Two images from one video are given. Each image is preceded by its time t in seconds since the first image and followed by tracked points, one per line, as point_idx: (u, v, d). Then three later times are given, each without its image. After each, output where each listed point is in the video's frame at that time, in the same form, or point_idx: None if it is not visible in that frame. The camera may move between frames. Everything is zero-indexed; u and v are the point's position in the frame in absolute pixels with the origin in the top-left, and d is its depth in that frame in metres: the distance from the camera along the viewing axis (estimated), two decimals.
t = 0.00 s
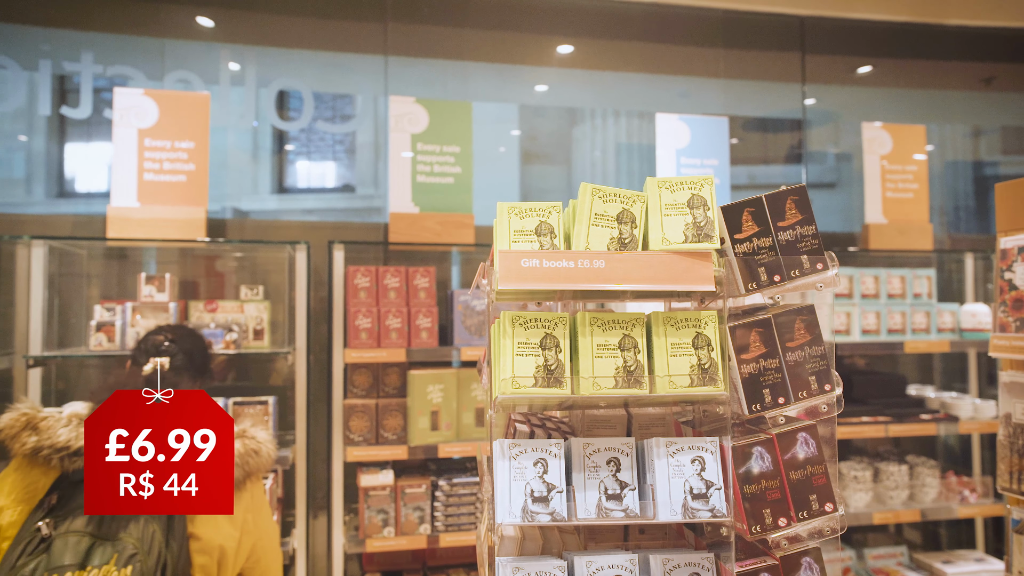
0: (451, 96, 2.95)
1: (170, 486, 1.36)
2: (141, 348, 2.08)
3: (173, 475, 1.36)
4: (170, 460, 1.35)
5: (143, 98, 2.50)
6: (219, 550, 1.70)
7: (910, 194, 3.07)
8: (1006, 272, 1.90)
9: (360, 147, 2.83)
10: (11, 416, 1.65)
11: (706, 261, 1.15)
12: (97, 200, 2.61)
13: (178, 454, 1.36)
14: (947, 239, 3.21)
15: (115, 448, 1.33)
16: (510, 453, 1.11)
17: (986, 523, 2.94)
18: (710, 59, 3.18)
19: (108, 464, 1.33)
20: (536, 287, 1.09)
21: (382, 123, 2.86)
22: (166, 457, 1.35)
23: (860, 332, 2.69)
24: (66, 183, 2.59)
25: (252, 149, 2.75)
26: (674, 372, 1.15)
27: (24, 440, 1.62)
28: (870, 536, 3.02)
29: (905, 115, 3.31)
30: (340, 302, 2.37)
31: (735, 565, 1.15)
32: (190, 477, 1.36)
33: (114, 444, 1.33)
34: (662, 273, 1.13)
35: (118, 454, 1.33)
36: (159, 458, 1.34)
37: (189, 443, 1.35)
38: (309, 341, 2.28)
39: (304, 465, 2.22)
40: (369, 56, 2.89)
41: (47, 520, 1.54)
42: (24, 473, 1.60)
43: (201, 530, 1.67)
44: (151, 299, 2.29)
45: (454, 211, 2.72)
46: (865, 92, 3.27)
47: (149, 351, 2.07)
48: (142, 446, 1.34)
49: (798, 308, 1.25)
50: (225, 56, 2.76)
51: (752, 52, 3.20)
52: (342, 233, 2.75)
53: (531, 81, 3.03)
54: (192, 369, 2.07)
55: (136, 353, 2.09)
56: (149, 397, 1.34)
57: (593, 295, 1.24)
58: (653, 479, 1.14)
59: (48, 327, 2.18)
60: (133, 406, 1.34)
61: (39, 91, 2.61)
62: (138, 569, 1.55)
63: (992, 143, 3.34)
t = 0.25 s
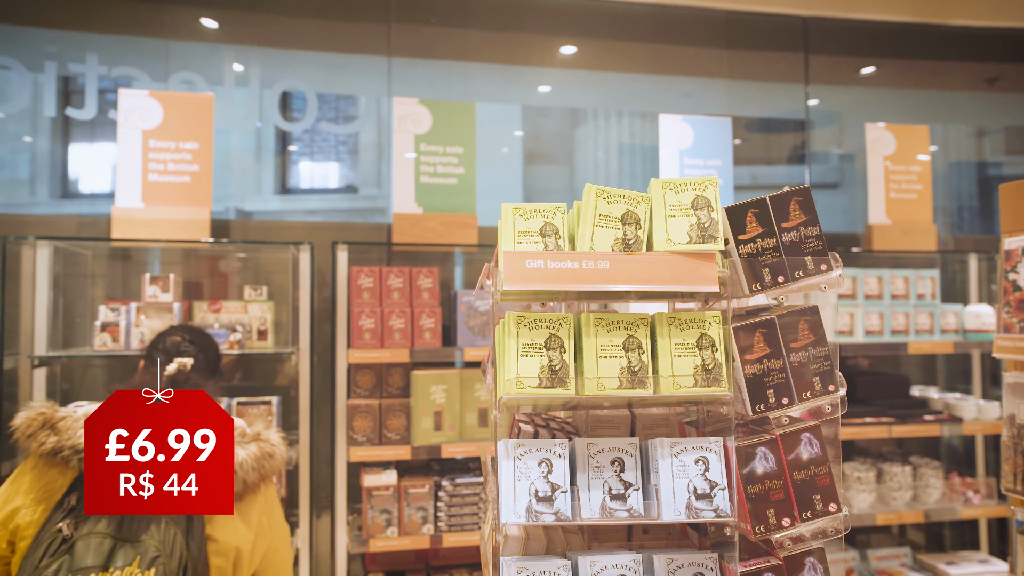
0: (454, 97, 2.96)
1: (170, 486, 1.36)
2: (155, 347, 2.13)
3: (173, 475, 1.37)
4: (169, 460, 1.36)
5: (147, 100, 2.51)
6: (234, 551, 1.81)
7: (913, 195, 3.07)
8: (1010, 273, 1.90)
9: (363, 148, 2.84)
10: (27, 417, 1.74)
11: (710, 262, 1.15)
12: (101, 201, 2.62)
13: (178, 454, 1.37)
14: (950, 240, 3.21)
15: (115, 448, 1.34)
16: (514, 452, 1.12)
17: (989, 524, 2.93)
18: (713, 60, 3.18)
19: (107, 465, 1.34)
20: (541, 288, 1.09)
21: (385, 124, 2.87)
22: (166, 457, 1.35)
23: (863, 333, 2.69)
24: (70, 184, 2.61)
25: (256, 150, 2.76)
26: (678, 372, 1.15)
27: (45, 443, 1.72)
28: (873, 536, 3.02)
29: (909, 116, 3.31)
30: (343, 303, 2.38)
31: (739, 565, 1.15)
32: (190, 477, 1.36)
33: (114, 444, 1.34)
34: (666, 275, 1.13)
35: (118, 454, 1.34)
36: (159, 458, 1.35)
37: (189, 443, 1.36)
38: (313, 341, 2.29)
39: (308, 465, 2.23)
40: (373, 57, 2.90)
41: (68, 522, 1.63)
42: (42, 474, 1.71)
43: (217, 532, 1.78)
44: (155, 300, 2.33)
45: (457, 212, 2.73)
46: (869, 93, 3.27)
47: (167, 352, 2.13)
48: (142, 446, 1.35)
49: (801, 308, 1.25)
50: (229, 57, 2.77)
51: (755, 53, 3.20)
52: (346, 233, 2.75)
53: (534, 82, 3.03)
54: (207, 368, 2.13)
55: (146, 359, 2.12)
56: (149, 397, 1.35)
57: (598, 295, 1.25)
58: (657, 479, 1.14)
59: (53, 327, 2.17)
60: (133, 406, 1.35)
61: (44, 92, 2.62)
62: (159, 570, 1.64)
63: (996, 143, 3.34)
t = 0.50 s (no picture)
0: (455, 97, 2.97)
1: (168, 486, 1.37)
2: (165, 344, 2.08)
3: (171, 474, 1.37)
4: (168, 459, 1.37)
5: (150, 101, 2.52)
6: (249, 547, 1.77)
7: (915, 195, 3.07)
8: (1011, 273, 1.89)
9: (365, 148, 2.85)
10: (39, 415, 1.66)
11: (709, 263, 1.16)
12: (104, 201, 2.63)
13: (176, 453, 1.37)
14: (952, 239, 3.20)
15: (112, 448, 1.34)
16: (515, 453, 1.12)
17: (991, 524, 2.93)
18: (715, 59, 3.18)
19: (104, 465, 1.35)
20: (541, 289, 1.10)
21: (387, 124, 2.88)
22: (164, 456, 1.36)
23: (865, 333, 2.69)
24: (73, 184, 2.62)
25: (258, 150, 2.77)
26: (678, 372, 1.15)
27: (60, 438, 1.65)
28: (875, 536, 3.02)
29: (910, 115, 3.31)
30: (345, 303, 2.39)
31: (739, 565, 1.15)
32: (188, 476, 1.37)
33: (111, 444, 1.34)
34: (666, 275, 1.13)
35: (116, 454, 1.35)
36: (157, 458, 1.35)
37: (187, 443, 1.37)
38: (315, 342, 2.30)
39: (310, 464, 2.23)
40: (374, 58, 2.90)
41: (88, 517, 1.58)
42: (58, 471, 1.68)
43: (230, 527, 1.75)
44: (158, 300, 2.30)
45: (459, 212, 2.73)
46: (870, 92, 3.27)
47: (181, 352, 2.09)
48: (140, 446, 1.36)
49: (801, 309, 1.25)
50: (231, 58, 2.78)
51: (756, 53, 3.20)
52: (348, 234, 2.76)
53: (535, 82, 3.04)
54: (219, 370, 2.10)
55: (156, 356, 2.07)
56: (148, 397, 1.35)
57: (598, 296, 1.25)
58: (657, 479, 1.15)
59: (57, 326, 2.20)
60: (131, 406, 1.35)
61: (47, 93, 2.64)
62: (181, 566, 1.55)
63: (999, 143, 3.33)
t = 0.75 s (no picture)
0: (457, 97, 2.97)
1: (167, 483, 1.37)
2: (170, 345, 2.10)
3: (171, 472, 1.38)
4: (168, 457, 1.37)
5: (152, 101, 2.53)
6: (254, 539, 1.80)
7: (916, 194, 3.06)
8: (1012, 273, 1.89)
9: (366, 147, 2.86)
10: (48, 409, 1.69)
11: (709, 263, 1.16)
12: (106, 201, 2.64)
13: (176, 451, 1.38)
14: (954, 239, 3.20)
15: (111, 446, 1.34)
16: (515, 452, 1.12)
17: (993, 524, 2.93)
18: (716, 59, 3.18)
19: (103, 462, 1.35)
20: (542, 289, 1.10)
21: (388, 124, 2.88)
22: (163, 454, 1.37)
23: (866, 333, 2.69)
24: (75, 184, 2.63)
25: (260, 150, 2.78)
26: (678, 372, 1.16)
27: (69, 431, 1.67)
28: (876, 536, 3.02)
29: (912, 115, 3.31)
30: (347, 303, 2.39)
31: (739, 563, 1.16)
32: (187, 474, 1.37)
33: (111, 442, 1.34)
34: (666, 275, 1.14)
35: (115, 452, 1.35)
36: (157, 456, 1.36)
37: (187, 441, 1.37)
38: (317, 341, 2.30)
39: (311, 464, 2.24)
40: (376, 58, 2.91)
41: (99, 507, 1.60)
42: (66, 463, 1.69)
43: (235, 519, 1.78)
44: (161, 300, 2.30)
45: (460, 212, 2.73)
46: (872, 92, 3.27)
47: (185, 353, 2.11)
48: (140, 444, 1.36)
49: (801, 309, 1.25)
50: (233, 58, 2.79)
51: (758, 53, 3.20)
52: (350, 234, 2.77)
53: (536, 82, 3.04)
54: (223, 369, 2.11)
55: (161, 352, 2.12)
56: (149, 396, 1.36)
57: (598, 296, 1.26)
58: (657, 478, 1.15)
59: (59, 326, 2.21)
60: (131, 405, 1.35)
61: (49, 93, 2.65)
62: (191, 554, 1.59)
63: (1000, 142, 3.33)
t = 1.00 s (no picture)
0: (458, 97, 2.98)
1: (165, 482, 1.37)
2: (160, 345, 2.16)
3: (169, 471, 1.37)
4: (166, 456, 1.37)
5: (153, 100, 2.53)
6: (247, 528, 1.81)
7: (917, 194, 3.06)
8: (1013, 273, 1.88)
9: (367, 147, 2.86)
10: (39, 409, 1.70)
11: (709, 262, 1.16)
12: (108, 201, 2.65)
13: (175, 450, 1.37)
14: (954, 239, 3.20)
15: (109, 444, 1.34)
16: (516, 451, 1.12)
17: (993, 524, 2.93)
18: (717, 59, 3.18)
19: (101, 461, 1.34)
20: (543, 288, 1.10)
21: (389, 124, 2.89)
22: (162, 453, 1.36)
23: (866, 333, 2.69)
24: (76, 184, 2.63)
25: (261, 150, 2.78)
26: (679, 372, 1.16)
27: (60, 429, 1.68)
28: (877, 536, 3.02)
29: (913, 115, 3.31)
30: (348, 303, 2.40)
31: (740, 563, 1.16)
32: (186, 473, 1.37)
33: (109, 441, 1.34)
34: (665, 275, 1.14)
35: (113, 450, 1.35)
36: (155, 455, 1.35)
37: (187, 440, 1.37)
38: (317, 341, 2.31)
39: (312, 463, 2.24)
40: (377, 58, 2.91)
41: (92, 499, 1.59)
42: (58, 462, 1.69)
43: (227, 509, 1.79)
44: (162, 299, 2.34)
45: (461, 212, 2.74)
46: (873, 92, 3.27)
47: (175, 352, 2.16)
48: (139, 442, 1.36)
49: (802, 308, 1.25)
50: (234, 58, 2.79)
51: (758, 53, 3.20)
52: (350, 233, 2.77)
53: (537, 82, 3.04)
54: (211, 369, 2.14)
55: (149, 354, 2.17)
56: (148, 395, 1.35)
57: (599, 296, 1.26)
58: (658, 477, 1.15)
59: (60, 326, 2.22)
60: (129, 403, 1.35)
61: (51, 93, 2.65)
62: (185, 539, 1.60)
63: (1001, 143, 3.33)
